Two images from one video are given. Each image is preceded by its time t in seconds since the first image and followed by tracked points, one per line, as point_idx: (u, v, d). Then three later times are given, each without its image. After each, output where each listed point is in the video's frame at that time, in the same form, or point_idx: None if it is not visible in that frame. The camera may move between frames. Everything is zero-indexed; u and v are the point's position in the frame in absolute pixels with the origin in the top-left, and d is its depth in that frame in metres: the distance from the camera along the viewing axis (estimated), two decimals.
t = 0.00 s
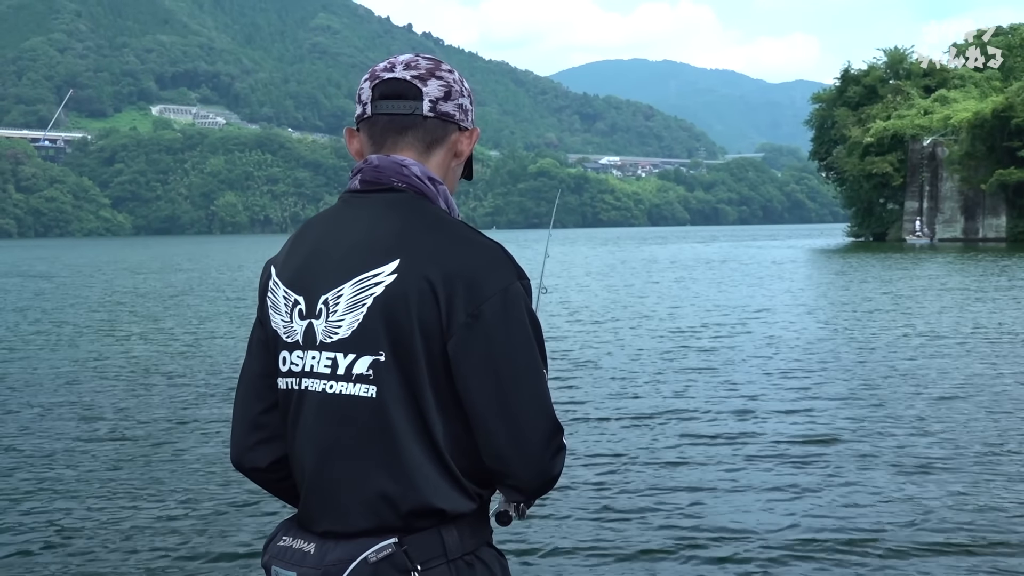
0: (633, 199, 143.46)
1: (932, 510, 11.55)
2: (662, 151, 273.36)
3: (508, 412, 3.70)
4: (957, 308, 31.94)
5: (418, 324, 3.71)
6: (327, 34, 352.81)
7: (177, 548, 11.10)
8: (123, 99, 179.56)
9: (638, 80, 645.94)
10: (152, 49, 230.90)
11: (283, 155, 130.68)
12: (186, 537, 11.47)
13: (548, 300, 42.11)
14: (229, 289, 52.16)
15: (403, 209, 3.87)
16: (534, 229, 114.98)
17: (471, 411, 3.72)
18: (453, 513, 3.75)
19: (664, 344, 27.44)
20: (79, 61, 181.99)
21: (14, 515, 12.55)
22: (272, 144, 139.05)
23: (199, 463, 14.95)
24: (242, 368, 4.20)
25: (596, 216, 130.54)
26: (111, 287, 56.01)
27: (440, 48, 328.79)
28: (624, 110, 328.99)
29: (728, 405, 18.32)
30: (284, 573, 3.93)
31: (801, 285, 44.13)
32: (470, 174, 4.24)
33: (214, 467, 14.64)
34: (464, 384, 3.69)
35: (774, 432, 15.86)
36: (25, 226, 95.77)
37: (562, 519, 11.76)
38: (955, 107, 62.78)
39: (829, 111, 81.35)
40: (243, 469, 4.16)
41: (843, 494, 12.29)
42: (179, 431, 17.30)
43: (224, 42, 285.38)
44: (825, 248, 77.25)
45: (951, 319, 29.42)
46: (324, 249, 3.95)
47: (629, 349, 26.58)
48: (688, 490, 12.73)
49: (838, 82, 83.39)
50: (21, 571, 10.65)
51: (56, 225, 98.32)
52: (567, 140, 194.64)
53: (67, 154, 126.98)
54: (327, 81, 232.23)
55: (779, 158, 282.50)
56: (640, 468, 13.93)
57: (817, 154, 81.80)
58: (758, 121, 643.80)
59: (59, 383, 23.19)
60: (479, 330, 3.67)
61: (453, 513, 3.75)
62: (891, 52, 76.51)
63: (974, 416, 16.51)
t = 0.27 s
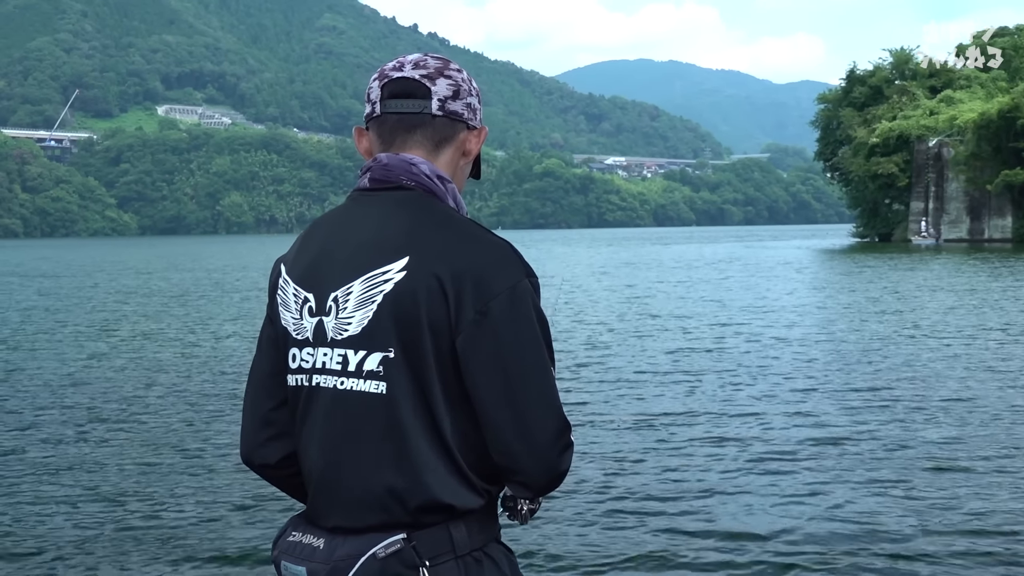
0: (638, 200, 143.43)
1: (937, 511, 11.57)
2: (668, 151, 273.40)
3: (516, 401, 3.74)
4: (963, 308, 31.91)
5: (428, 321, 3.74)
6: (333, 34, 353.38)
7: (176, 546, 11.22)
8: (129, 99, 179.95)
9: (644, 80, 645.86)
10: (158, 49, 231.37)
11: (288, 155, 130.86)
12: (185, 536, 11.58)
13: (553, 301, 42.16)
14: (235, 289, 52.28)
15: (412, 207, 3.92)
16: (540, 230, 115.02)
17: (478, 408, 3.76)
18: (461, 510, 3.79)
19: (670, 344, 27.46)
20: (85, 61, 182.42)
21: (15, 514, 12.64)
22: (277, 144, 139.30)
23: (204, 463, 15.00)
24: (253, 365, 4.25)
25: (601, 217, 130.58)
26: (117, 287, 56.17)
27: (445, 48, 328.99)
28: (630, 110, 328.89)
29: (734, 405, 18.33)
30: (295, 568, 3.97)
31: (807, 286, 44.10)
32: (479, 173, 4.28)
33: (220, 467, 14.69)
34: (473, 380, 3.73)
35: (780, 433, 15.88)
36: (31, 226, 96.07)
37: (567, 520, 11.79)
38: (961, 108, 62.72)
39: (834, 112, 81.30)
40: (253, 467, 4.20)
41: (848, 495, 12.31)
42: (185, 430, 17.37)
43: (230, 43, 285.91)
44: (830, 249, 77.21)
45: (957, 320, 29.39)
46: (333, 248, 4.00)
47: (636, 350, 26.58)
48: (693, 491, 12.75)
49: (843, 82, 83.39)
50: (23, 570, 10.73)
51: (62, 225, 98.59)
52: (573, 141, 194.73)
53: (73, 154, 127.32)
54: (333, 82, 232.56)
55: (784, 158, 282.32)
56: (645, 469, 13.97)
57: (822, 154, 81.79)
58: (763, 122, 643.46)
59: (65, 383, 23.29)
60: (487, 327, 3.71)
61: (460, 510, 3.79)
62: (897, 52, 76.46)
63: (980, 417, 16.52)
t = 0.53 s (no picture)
0: (646, 201, 143.48)
1: (943, 512, 11.61)
2: (676, 152, 273.45)
3: (526, 399, 3.80)
4: (970, 311, 31.90)
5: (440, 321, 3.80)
6: (341, 35, 353.99)
7: (177, 547, 11.30)
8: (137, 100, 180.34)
9: (651, 82, 645.85)
10: (166, 51, 231.86)
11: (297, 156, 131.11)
12: (194, 536, 11.63)
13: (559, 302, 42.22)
14: (242, 289, 52.42)
15: (423, 206, 3.99)
16: (547, 231, 115.09)
17: (489, 404, 3.83)
18: (471, 507, 3.85)
19: (676, 346, 27.51)
20: (93, 62, 182.87)
21: (20, 513, 12.75)
22: (285, 145, 139.62)
23: (213, 463, 15.08)
24: (265, 363, 4.32)
25: (609, 218, 130.61)
26: (125, 286, 56.35)
27: (453, 49, 329.29)
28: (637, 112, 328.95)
29: (741, 407, 18.37)
30: (307, 564, 4.03)
31: (813, 287, 44.12)
32: (492, 173, 4.34)
33: (228, 467, 14.77)
34: (483, 375, 3.79)
35: (788, 434, 15.92)
36: (40, 227, 96.37)
37: (575, 521, 11.85)
38: (969, 110, 62.68)
39: (842, 113, 81.26)
40: (266, 463, 4.27)
41: (855, 497, 12.34)
42: (193, 430, 17.47)
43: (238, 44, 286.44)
44: (837, 251, 77.23)
45: (963, 322, 29.40)
46: (347, 245, 4.06)
47: (642, 351, 26.64)
48: (700, 491, 12.81)
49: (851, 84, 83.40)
50: (34, 569, 10.80)
51: (70, 226, 98.88)
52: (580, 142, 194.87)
53: (81, 154, 127.65)
54: (340, 82, 232.89)
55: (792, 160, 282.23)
56: (652, 469, 14.02)
57: (830, 155, 81.79)
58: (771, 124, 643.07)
59: (74, 382, 23.41)
60: (498, 327, 3.78)
61: (471, 505, 3.85)
62: (905, 54, 76.41)
63: (987, 419, 16.54)
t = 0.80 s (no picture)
0: (651, 202, 143.44)
1: (950, 515, 11.57)
2: (682, 153, 273.37)
3: (534, 399, 3.80)
4: (976, 313, 31.83)
5: (448, 321, 3.80)
6: (347, 36, 354.34)
7: (179, 548, 11.30)
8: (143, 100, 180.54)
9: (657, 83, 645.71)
10: (172, 51, 232.20)
11: (302, 158, 131.29)
12: (199, 537, 11.63)
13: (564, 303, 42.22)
14: (247, 290, 52.47)
15: (433, 206, 3.98)
16: (553, 232, 115.06)
17: (497, 407, 3.81)
18: (479, 509, 3.84)
19: (681, 347, 27.47)
20: (99, 63, 183.15)
21: (21, 513, 12.74)
22: (291, 146, 139.74)
23: (216, 464, 15.08)
24: (274, 362, 4.30)
25: (614, 219, 130.50)
26: (131, 287, 56.40)
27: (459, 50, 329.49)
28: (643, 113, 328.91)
29: (746, 409, 18.34)
30: (314, 566, 4.02)
31: (819, 289, 44.02)
32: (501, 175, 4.33)
33: (232, 468, 14.76)
34: (492, 377, 3.79)
35: (794, 436, 15.89)
36: (46, 226, 96.53)
37: (582, 524, 11.81)
38: (975, 112, 62.52)
39: (847, 115, 81.14)
40: (274, 464, 4.25)
41: (861, 499, 12.30)
42: (197, 431, 17.46)
43: (245, 45, 286.83)
44: (843, 253, 77.09)
45: (969, 324, 29.32)
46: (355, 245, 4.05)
47: (647, 353, 26.59)
48: (706, 493, 12.78)
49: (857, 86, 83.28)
50: (39, 570, 10.81)
51: (76, 226, 99.00)
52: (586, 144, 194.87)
53: (88, 155, 127.83)
54: (346, 84, 233.12)
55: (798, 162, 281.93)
56: (658, 472, 13.98)
57: (835, 157, 81.69)
58: (777, 126, 642.59)
59: (79, 382, 23.45)
60: (506, 327, 3.77)
61: (479, 508, 3.83)
62: (910, 56, 76.27)
63: (993, 421, 16.49)
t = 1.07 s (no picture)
0: (653, 204, 143.35)
1: (952, 520, 11.52)
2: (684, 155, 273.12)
3: (537, 401, 3.77)
4: (977, 317, 31.75)
5: (451, 325, 3.78)
6: (349, 38, 354.32)
7: (179, 549, 11.28)
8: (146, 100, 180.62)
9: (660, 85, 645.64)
10: (175, 52, 232.37)
11: (305, 159, 131.28)
12: (198, 539, 11.62)
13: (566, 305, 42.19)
14: (248, 292, 52.48)
15: (436, 211, 3.96)
16: (554, 235, 114.98)
17: (502, 412, 3.79)
18: (482, 515, 3.82)
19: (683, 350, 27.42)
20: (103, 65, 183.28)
21: (20, 515, 12.73)
22: (293, 147, 139.77)
23: (218, 465, 15.10)
24: (276, 365, 4.28)
25: (616, 221, 130.35)
26: (132, 288, 56.43)
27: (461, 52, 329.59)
28: (646, 115, 328.81)
29: (747, 412, 18.30)
30: (315, 570, 3.99)
31: (820, 292, 43.91)
32: (504, 178, 4.31)
33: (233, 470, 14.75)
34: (496, 382, 3.76)
35: (796, 439, 15.85)
36: (48, 227, 96.62)
37: (582, 528, 11.78)
38: (977, 115, 62.33)
39: (849, 118, 80.97)
40: (275, 468, 4.24)
41: (862, 504, 12.26)
42: (197, 433, 17.44)
43: (247, 47, 287.07)
44: (845, 256, 76.96)
45: (970, 328, 29.25)
46: (359, 247, 4.03)
47: (648, 356, 26.54)
48: (707, 497, 12.75)
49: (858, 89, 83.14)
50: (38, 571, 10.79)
51: (78, 227, 99.08)
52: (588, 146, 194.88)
53: (90, 157, 127.99)
54: (349, 85, 233.20)
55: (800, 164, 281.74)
56: (658, 476, 13.95)
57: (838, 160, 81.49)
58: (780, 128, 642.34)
59: (80, 383, 23.46)
60: (510, 332, 3.75)
61: (483, 513, 3.81)
62: (912, 59, 76.10)
63: (994, 425, 16.45)
